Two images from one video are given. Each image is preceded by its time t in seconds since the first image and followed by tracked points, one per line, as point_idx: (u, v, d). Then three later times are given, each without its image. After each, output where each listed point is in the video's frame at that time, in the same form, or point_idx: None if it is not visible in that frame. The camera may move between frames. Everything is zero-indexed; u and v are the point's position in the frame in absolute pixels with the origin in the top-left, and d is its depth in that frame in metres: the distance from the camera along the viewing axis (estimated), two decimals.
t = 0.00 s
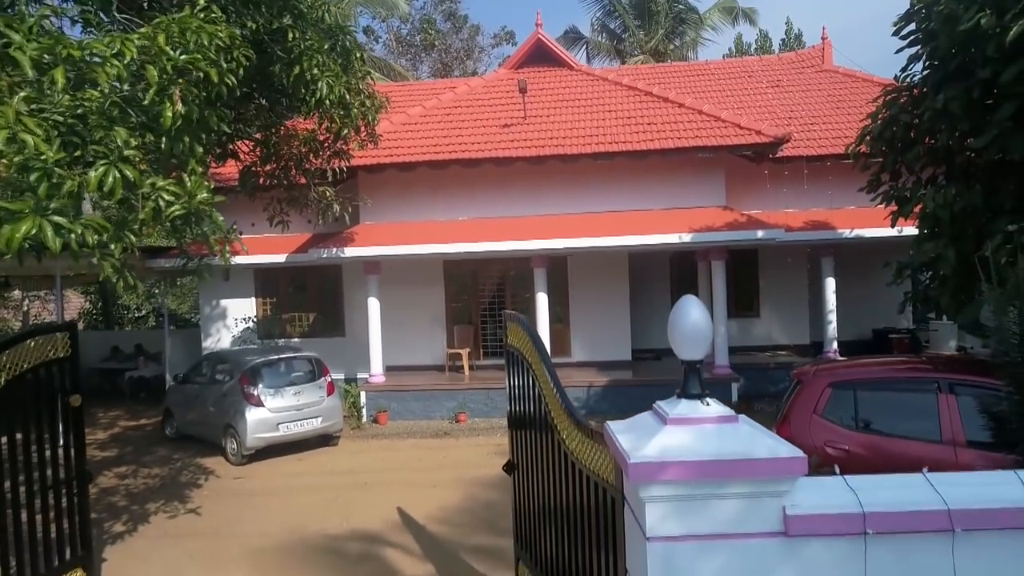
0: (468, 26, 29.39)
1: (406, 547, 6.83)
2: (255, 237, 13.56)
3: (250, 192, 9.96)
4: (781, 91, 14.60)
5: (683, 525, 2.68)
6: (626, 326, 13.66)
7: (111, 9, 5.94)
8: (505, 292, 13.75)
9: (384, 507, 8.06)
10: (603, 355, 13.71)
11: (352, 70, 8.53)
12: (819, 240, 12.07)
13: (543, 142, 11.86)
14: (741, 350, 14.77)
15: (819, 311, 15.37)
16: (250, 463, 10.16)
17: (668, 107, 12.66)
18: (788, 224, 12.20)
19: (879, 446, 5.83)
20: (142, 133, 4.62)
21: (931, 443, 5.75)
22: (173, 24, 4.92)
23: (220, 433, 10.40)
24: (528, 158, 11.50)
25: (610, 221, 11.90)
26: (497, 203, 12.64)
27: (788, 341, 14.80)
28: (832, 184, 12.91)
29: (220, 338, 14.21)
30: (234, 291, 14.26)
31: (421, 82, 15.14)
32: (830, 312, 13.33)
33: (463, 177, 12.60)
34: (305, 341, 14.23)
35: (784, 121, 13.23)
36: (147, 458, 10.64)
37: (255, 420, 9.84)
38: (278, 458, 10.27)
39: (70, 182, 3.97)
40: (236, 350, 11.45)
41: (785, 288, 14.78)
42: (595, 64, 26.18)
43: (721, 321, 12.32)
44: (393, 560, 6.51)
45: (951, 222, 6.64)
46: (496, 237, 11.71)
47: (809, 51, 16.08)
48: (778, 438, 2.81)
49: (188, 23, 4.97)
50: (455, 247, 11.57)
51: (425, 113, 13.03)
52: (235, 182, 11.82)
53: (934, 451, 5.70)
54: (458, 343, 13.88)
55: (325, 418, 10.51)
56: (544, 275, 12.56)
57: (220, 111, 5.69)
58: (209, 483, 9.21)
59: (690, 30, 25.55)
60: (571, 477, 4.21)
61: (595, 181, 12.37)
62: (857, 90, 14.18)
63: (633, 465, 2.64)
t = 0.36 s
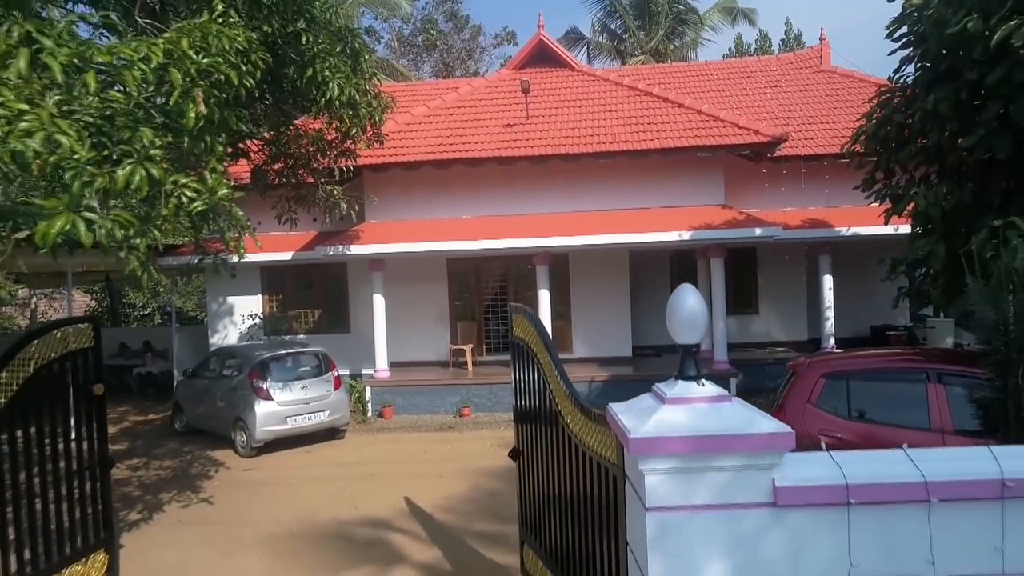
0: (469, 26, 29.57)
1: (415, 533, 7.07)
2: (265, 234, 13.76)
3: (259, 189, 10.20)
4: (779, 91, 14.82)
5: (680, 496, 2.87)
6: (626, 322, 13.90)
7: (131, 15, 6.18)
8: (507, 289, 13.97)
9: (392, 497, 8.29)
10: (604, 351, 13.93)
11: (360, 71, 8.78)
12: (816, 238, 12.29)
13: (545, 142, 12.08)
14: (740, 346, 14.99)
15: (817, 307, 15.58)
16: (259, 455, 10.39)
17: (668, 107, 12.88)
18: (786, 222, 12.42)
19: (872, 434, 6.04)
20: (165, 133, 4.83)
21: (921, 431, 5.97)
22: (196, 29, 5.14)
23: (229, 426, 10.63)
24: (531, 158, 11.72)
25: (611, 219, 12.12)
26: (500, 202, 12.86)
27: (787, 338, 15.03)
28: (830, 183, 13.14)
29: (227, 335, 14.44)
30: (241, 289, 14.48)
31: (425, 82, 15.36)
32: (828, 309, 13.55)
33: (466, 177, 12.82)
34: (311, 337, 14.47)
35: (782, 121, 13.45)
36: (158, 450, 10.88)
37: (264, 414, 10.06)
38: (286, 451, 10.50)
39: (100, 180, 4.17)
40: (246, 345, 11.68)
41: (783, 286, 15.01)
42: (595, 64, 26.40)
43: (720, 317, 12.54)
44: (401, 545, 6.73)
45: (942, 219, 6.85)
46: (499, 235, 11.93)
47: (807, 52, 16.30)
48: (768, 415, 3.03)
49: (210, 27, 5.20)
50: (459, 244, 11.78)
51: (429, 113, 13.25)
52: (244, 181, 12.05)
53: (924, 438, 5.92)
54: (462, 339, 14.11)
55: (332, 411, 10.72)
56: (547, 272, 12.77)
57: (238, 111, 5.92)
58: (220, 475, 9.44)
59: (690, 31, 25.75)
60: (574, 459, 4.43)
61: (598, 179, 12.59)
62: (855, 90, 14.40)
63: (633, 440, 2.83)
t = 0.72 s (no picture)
0: (471, 27, 29.93)
1: (422, 521, 7.30)
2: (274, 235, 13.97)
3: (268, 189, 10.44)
4: (777, 92, 15.05)
5: (678, 474, 3.08)
6: (626, 320, 14.13)
7: (151, 22, 6.41)
8: (510, 287, 14.22)
9: (399, 488, 8.52)
10: (604, 349, 14.16)
11: (368, 73, 9.01)
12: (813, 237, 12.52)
13: (547, 143, 12.31)
14: (739, 343, 15.22)
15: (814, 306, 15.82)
16: (268, 449, 10.62)
17: (668, 108, 13.12)
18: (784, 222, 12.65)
19: (864, 424, 6.26)
20: (187, 137, 5.06)
21: (911, 422, 6.20)
22: (216, 38, 5.40)
23: (238, 421, 10.86)
24: (533, 158, 11.95)
25: (612, 218, 12.35)
26: (502, 202, 13.09)
27: (785, 335, 15.26)
28: (827, 183, 13.36)
29: (233, 333, 14.63)
30: (247, 287, 14.65)
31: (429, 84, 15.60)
32: (825, 307, 13.78)
33: (469, 177, 13.05)
34: (316, 335, 14.70)
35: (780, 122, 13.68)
36: (168, 445, 11.10)
37: (273, 408, 10.29)
38: (294, 445, 10.73)
39: (128, 181, 4.41)
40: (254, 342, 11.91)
41: (781, 284, 15.24)
42: (596, 65, 26.64)
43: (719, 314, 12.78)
44: (409, 533, 6.96)
45: (932, 219, 7.07)
46: (502, 234, 12.15)
47: (806, 53, 16.54)
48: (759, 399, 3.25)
49: (229, 36, 5.45)
50: (462, 243, 11.99)
51: (433, 115, 13.49)
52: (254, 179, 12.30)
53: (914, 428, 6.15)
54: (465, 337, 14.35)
55: (338, 406, 10.96)
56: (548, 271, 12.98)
57: (254, 115, 6.17)
58: (230, 468, 9.67)
59: (690, 32, 25.98)
60: (577, 445, 4.66)
61: (599, 179, 12.83)
62: (851, 91, 14.63)
63: (633, 422, 3.05)
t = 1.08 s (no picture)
0: (471, 27, 30.25)
1: (429, 511, 7.55)
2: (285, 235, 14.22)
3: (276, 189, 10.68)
4: (775, 94, 15.30)
5: (672, 455, 3.33)
6: (625, 318, 14.38)
7: (168, 29, 6.65)
8: (511, 285, 14.49)
9: (406, 480, 8.77)
10: (605, 346, 14.40)
11: (376, 76, 9.25)
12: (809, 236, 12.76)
13: (549, 144, 12.56)
14: (737, 340, 15.46)
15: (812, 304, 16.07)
16: (276, 443, 10.86)
17: (667, 110, 13.37)
18: (780, 221, 12.89)
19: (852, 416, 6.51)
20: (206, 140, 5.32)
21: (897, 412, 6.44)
22: (235, 46, 5.67)
23: (246, 416, 11.10)
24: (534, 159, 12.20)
25: (612, 217, 12.60)
26: (505, 202, 13.33)
27: (783, 333, 15.51)
28: (823, 183, 13.61)
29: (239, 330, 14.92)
30: (254, 285, 14.96)
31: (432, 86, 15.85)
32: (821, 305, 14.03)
33: (472, 177, 13.30)
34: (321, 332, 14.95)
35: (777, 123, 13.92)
36: (178, 439, 11.34)
37: (281, 403, 10.53)
38: (301, 439, 10.98)
39: (154, 183, 4.66)
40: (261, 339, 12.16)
41: (779, 282, 15.49)
42: (596, 65, 26.87)
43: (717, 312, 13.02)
44: (417, 522, 7.21)
45: (922, 218, 7.32)
46: (504, 233, 12.39)
47: (803, 55, 16.79)
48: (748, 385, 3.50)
49: (246, 44, 5.73)
50: (464, 242, 12.22)
51: (436, 116, 13.74)
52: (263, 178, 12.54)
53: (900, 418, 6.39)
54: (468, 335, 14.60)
55: (345, 402, 11.21)
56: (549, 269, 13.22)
57: (269, 119, 6.43)
58: (240, 461, 9.92)
59: (689, 33, 26.20)
60: (579, 433, 4.91)
61: (599, 179, 13.07)
62: (847, 93, 14.87)
63: (631, 405, 3.29)
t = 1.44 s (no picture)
0: (473, 29, 30.58)
1: (435, 500, 7.80)
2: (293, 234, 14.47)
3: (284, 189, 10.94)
4: (773, 95, 15.55)
5: (669, 437, 3.58)
6: (625, 315, 14.64)
7: (186, 34, 6.92)
8: (513, 283, 14.75)
9: (412, 472, 9.02)
10: (605, 343, 14.65)
11: (383, 79, 9.51)
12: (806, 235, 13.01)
13: (550, 144, 12.81)
14: (735, 338, 15.72)
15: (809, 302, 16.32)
16: (284, 437, 11.11)
17: (666, 111, 13.62)
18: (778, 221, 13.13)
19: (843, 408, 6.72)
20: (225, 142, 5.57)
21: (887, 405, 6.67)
22: (252, 54, 5.92)
23: (254, 411, 11.35)
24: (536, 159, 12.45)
25: (612, 216, 12.85)
26: (507, 201, 13.59)
27: (780, 331, 15.76)
28: (819, 183, 13.86)
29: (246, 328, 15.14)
30: (260, 284, 15.14)
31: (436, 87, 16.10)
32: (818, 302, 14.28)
33: (475, 177, 13.55)
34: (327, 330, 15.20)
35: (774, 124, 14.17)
36: (189, 433, 11.60)
37: (289, 398, 10.79)
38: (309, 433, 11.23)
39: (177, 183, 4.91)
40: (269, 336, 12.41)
41: (776, 281, 15.74)
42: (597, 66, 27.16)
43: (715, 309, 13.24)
44: (424, 511, 7.46)
45: (912, 217, 7.57)
46: (506, 232, 12.64)
47: (801, 57, 17.04)
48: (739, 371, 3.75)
49: (263, 51, 5.99)
50: (467, 240, 12.48)
51: (440, 117, 13.99)
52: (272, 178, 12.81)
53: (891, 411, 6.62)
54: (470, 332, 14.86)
55: (351, 397, 11.46)
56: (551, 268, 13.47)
57: (283, 122, 6.69)
58: (250, 454, 10.17)
59: (689, 34, 26.46)
60: (581, 422, 5.15)
61: (600, 179, 13.33)
62: (843, 94, 15.13)
63: (631, 391, 3.54)
